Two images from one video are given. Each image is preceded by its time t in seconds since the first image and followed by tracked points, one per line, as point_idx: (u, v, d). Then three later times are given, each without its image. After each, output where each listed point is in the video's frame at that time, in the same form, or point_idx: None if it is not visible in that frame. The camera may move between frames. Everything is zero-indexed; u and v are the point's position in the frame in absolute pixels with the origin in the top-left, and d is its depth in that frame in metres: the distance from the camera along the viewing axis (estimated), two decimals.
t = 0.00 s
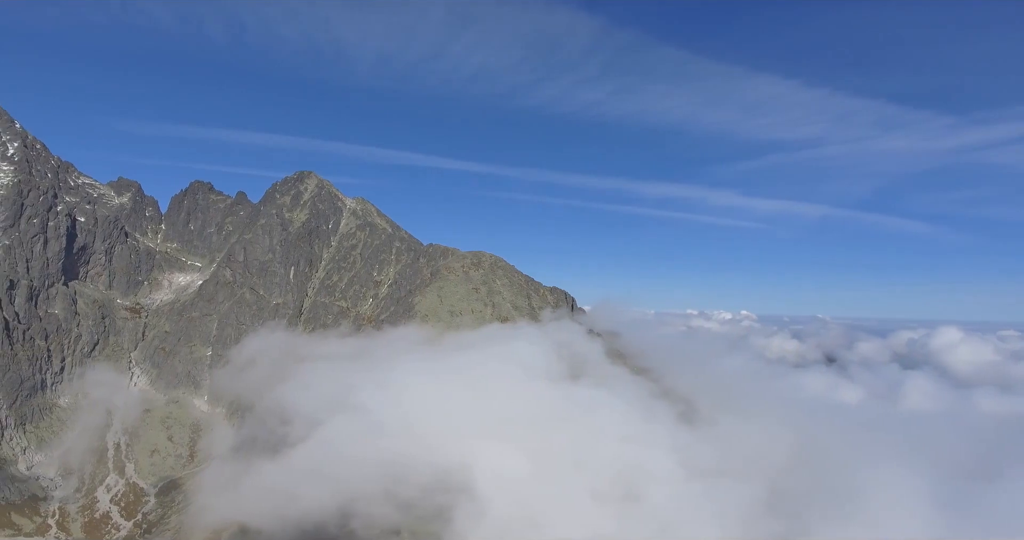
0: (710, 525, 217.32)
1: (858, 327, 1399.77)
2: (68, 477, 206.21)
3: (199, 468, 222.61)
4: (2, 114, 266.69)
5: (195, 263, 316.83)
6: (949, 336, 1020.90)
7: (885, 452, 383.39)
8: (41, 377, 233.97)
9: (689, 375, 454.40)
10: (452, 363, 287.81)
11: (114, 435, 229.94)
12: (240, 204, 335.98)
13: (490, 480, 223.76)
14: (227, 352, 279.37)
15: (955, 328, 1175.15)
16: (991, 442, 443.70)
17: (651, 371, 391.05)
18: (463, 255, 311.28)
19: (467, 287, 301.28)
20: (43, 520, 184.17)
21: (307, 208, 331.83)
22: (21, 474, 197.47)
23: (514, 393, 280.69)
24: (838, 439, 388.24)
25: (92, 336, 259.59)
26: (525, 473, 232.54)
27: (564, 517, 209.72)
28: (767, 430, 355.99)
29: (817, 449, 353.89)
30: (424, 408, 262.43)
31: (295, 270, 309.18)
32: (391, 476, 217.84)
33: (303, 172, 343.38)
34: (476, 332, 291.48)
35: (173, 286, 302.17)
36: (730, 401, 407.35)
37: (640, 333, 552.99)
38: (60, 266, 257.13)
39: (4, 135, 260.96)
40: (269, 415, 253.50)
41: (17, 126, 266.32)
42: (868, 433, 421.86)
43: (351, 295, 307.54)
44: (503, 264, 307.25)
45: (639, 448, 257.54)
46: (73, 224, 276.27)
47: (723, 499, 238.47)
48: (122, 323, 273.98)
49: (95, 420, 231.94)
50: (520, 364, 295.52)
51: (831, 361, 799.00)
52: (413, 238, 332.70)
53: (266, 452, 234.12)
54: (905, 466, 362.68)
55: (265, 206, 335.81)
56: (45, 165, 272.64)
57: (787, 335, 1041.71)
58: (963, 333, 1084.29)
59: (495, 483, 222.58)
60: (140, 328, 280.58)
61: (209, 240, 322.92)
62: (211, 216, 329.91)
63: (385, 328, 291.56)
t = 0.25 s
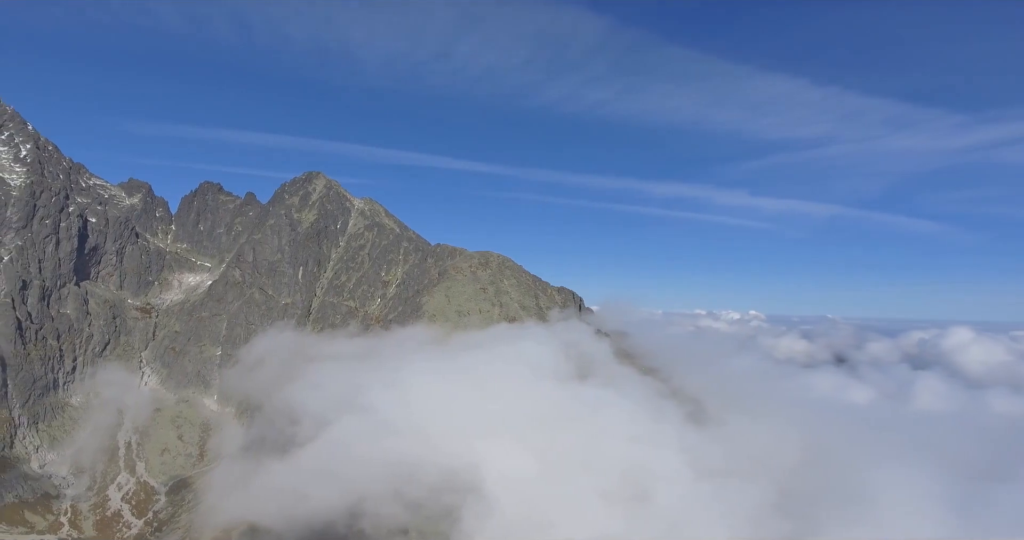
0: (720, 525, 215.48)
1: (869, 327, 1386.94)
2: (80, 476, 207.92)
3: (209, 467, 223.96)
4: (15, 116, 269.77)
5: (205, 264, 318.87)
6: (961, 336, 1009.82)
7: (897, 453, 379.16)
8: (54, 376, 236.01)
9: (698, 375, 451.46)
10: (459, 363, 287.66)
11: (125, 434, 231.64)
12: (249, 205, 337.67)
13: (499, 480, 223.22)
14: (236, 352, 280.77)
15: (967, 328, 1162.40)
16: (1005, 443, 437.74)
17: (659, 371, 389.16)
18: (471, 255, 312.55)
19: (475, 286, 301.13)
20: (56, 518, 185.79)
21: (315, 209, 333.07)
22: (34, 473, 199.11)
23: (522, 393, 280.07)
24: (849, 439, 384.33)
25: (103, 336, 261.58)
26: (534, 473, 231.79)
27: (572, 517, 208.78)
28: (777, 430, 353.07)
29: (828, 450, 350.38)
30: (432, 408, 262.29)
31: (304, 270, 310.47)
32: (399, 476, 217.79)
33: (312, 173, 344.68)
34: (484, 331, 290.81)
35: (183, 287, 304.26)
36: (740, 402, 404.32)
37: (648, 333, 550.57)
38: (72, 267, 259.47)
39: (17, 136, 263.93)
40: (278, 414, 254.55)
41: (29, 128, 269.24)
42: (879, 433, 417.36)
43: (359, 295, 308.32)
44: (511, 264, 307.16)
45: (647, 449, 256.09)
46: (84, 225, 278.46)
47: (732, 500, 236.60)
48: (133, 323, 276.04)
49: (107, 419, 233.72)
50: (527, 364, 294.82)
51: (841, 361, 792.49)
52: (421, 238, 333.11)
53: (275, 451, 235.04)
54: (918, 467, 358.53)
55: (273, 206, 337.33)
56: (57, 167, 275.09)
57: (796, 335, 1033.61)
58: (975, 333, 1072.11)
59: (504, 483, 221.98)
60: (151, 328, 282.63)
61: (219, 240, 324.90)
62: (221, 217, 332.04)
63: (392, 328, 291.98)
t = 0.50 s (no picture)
0: (731, 526, 213.45)
1: (880, 327, 1372.23)
2: (93, 474, 209.76)
3: (220, 466, 225.20)
4: (28, 118, 272.99)
5: (215, 264, 321.04)
6: (974, 336, 996.83)
7: (911, 454, 374.37)
8: (67, 375, 238.18)
9: (708, 375, 448.57)
10: (468, 363, 287.48)
11: (137, 433, 233.30)
12: (259, 206, 339.49)
13: (508, 480, 222.49)
14: (246, 352, 282.11)
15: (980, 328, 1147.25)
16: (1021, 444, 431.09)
17: (668, 371, 387.02)
18: (479, 255, 312.93)
19: (483, 286, 300.93)
20: (69, 516, 187.43)
21: (324, 210, 334.37)
22: (48, 471, 200.96)
23: (531, 393, 279.35)
24: (862, 440, 379.98)
25: (115, 336, 263.55)
26: (543, 473, 230.81)
27: (582, 517, 207.49)
28: (788, 431, 349.76)
29: (840, 451, 346.42)
30: (441, 408, 262.18)
31: (313, 271, 311.74)
32: (408, 475, 217.67)
33: (321, 174, 346.13)
34: (493, 331, 291.02)
35: (194, 287, 306.37)
36: (750, 402, 400.98)
37: (656, 333, 547.91)
38: (85, 267, 261.89)
39: (31, 139, 267.14)
40: (288, 413, 255.59)
41: (43, 130, 272.32)
42: (892, 435, 412.44)
43: (368, 295, 309.13)
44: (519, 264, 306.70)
45: (657, 449, 254.31)
46: (97, 226, 280.54)
47: (743, 501, 234.46)
48: (145, 323, 277.87)
49: (119, 418, 235.48)
50: (536, 363, 294.08)
51: (852, 362, 784.98)
52: (429, 239, 333.66)
53: (285, 450, 235.98)
54: (933, 469, 353.74)
55: (283, 207, 338.97)
56: (70, 168, 277.72)
57: (807, 335, 1024.21)
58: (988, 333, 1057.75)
59: (513, 483, 221.12)
60: (162, 328, 284.60)
61: (229, 240, 327.11)
62: (231, 218, 334.49)
63: (401, 328, 292.33)
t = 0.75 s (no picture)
0: (747, 528, 210.59)
1: (898, 327, 1349.92)
2: (111, 472, 212.55)
3: (235, 465, 227.10)
4: (48, 121, 277.58)
5: (231, 265, 324.24)
6: (995, 336, 976.94)
7: (932, 456, 367.05)
8: (86, 374, 241.69)
9: (722, 375, 444.09)
10: (481, 363, 287.13)
11: (154, 432, 236.03)
12: (273, 207, 342.00)
13: (521, 481, 221.43)
14: (261, 352, 284.23)
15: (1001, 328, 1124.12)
16: None
17: (682, 371, 383.61)
18: (491, 255, 313.39)
19: (496, 286, 300.18)
20: (88, 513, 190.04)
21: (337, 210, 336.03)
22: (68, 468, 204.02)
23: (544, 394, 278.18)
24: (881, 442, 373.27)
25: (133, 336, 266.87)
26: (556, 474, 229.47)
27: (596, 518, 205.94)
28: (805, 433, 344.69)
29: (859, 453, 340.59)
30: (454, 408, 262.01)
31: (326, 271, 313.47)
32: (421, 475, 217.72)
33: (334, 175, 348.00)
34: (506, 332, 289.04)
35: (209, 287, 309.56)
36: (765, 403, 396.09)
37: (670, 333, 543.68)
38: (103, 268, 265.71)
39: (50, 141, 271.68)
40: (303, 412, 257.16)
41: (62, 132, 276.79)
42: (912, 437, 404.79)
43: (381, 295, 310.18)
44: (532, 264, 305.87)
45: (671, 450, 251.79)
46: (115, 227, 284.58)
47: (760, 502, 231.38)
48: (162, 323, 281.17)
49: (136, 417, 238.33)
50: (548, 364, 292.90)
51: (868, 362, 773.70)
52: (441, 239, 334.15)
53: (299, 449, 237.29)
54: (955, 471, 346.35)
55: (297, 208, 341.29)
56: (89, 170, 281.97)
57: (822, 335, 1010.62)
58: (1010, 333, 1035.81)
59: (526, 484, 220.10)
60: (179, 328, 287.75)
61: (244, 241, 330.35)
62: (246, 219, 337.74)
63: (414, 327, 292.84)
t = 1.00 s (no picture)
0: (762, 529, 207.93)
1: (914, 328, 1330.84)
2: (126, 470, 214.98)
3: (247, 464, 228.60)
4: (65, 123, 281.83)
5: (243, 265, 326.90)
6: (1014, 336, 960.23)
7: (950, 458, 360.46)
8: (101, 374, 244.50)
9: (734, 376, 439.97)
10: (492, 363, 286.69)
11: (168, 431, 238.29)
12: (285, 207, 344.05)
13: (533, 481, 220.39)
14: (273, 351, 285.94)
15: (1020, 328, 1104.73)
16: None
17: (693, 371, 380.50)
18: (502, 255, 314.34)
19: (506, 287, 300.72)
20: (104, 510, 192.19)
21: (349, 211, 337.42)
22: (84, 466, 206.53)
23: (555, 394, 276.96)
24: (897, 444, 367.37)
25: (148, 335, 269.58)
26: (567, 474, 228.14)
27: (607, 518, 204.42)
28: (819, 434, 340.22)
29: (875, 455, 335.41)
30: (465, 408, 261.58)
31: (338, 271, 315.02)
32: (432, 474, 217.65)
33: (345, 176, 349.46)
34: (517, 332, 290.08)
35: (223, 287, 312.16)
36: (778, 404, 391.69)
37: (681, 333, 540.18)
38: (118, 268, 268.84)
39: (67, 144, 275.79)
40: (314, 412, 258.42)
41: (78, 134, 280.64)
42: (929, 438, 398.20)
43: (392, 295, 310.92)
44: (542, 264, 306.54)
45: (683, 451, 249.37)
46: (130, 228, 287.82)
47: (774, 504, 228.44)
48: (176, 323, 283.85)
49: (150, 415, 240.57)
50: (559, 364, 291.76)
51: (882, 362, 763.50)
52: (452, 239, 334.90)
53: (311, 448, 238.22)
54: (974, 473, 339.70)
55: (308, 209, 343.23)
56: (104, 172, 285.48)
57: (835, 336, 999.32)
58: None
59: (537, 484, 219.14)
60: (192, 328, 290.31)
61: (257, 242, 332.91)
62: (258, 220, 340.52)
63: (425, 327, 293.23)
